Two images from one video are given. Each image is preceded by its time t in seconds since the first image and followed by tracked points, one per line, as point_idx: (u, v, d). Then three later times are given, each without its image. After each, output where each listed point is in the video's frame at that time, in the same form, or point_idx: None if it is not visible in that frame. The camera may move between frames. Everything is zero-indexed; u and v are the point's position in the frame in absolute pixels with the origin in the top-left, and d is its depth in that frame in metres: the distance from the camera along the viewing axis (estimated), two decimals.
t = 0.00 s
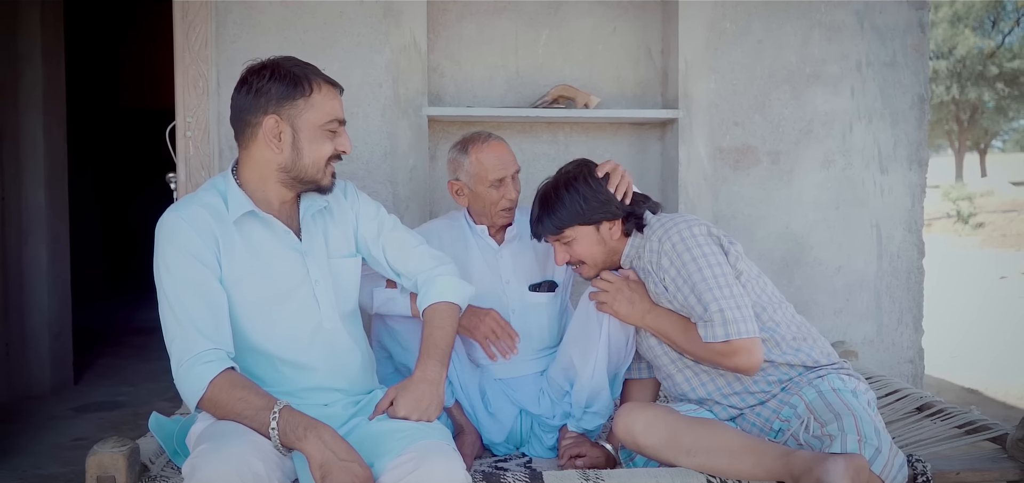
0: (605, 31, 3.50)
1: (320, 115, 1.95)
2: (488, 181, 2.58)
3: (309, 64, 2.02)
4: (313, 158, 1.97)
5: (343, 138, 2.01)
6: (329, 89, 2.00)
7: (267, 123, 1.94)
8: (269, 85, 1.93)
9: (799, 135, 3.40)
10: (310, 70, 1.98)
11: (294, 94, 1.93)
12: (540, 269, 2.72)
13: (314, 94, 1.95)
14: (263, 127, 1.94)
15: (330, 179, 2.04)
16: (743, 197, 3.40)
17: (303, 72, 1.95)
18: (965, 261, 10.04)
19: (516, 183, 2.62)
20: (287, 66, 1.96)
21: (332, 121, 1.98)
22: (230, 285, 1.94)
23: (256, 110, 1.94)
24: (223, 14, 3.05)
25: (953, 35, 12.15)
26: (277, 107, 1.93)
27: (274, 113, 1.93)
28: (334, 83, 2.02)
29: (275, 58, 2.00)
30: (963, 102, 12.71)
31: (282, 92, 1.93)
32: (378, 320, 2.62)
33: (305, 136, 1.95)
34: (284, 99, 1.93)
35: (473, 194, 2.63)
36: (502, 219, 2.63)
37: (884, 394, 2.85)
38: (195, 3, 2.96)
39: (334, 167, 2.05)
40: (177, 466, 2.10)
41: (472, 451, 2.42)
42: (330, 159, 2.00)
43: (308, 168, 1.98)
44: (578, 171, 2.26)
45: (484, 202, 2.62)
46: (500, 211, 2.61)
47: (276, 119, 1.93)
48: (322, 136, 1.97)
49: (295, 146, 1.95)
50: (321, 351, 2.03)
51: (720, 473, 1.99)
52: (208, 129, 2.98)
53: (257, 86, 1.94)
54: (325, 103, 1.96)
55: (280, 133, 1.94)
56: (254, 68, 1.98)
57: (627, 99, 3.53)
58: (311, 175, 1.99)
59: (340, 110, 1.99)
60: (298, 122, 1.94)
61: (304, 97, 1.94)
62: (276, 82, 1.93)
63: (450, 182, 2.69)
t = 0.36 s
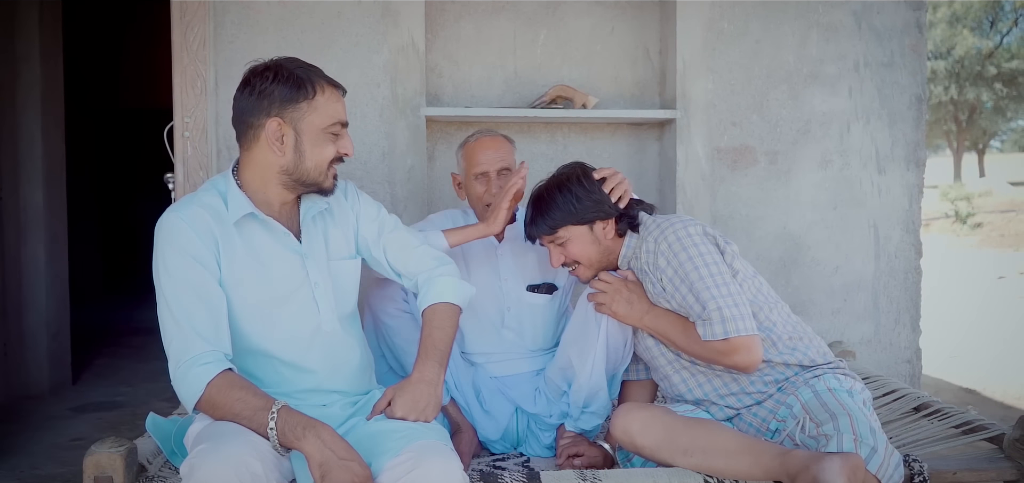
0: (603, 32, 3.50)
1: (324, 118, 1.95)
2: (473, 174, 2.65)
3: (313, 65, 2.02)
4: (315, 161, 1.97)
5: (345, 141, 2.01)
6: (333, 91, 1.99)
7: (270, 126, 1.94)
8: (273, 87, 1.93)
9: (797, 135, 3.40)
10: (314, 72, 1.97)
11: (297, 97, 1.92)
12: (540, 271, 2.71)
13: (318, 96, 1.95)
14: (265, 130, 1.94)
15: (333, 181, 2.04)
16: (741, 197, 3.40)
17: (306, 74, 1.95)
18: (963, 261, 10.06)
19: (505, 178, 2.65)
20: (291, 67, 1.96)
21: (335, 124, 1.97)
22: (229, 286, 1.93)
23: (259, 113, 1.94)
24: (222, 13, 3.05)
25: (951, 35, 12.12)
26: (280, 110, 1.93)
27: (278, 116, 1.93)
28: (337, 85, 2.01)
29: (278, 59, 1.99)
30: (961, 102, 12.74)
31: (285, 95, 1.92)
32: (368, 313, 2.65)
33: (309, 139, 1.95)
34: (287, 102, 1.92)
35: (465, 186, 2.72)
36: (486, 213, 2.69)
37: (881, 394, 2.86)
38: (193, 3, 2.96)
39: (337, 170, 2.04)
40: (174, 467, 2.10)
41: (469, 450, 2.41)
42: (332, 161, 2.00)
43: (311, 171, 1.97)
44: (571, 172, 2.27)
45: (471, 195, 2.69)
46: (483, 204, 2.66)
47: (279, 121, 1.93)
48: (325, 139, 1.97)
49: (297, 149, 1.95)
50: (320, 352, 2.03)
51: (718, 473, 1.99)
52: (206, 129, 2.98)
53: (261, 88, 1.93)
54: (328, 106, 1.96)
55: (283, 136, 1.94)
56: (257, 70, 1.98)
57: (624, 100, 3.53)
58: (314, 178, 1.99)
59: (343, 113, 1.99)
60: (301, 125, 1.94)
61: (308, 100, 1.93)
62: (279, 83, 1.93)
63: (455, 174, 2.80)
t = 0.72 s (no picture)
0: (602, 32, 3.50)
1: (325, 119, 1.95)
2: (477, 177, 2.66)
3: (315, 66, 2.01)
4: (316, 163, 1.96)
5: (346, 142, 2.00)
6: (334, 92, 1.99)
7: (271, 127, 1.93)
8: (274, 88, 1.93)
9: (796, 135, 3.41)
10: (316, 73, 1.97)
11: (299, 98, 1.92)
12: (541, 271, 2.71)
13: (319, 98, 1.94)
14: (267, 131, 1.94)
15: (333, 182, 2.04)
16: (740, 196, 3.40)
17: (307, 75, 1.94)
18: (962, 261, 10.07)
19: (513, 184, 2.65)
20: (292, 68, 1.95)
21: (336, 125, 1.97)
22: (228, 286, 1.93)
23: (260, 113, 1.93)
24: (220, 13, 3.05)
25: (949, 35, 12.14)
26: (281, 111, 1.92)
27: (279, 117, 1.92)
28: (339, 86, 2.00)
29: (280, 59, 1.99)
30: (960, 102, 12.77)
31: (287, 96, 1.92)
32: (365, 313, 2.66)
33: (310, 141, 1.95)
34: (289, 103, 1.92)
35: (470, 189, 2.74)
36: (489, 216, 2.71)
37: (880, 393, 2.86)
38: (191, 2, 2.96)
39: (337, 171, 2.04)
40: (173, 466, 2.10)
41: (468, 448, 2.42)
42: (333, 162, 1.99)
43: (311, 172, 1.97)
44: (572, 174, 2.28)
45: (475, 197, 2.71)
46: (486, 207, 2.69)
47: (280, 122, 1.93)
48: (326, 140, 1.96)
49: (298, 150, 1.95)
50: (319, 353, 2.03)
51: (717, 472, 1.99)
52: (205, 129, 2.98)
53: (262, 88, 1.93)
54: (329, 107, 1.95)
55: (284, 137, 1.94)
56: (259, 69, 1.97)
57: (623, 99, 3.53)
58: (314, 179, 1.98)
59: (344, 114, 1.98)
60: (302, 127, 1.94)
61: (310, 101, 1.93)
62: (281, 84, 1.92)
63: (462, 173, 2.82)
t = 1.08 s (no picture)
0: (601, 32, 3.51)
1: (325, 121, 1.95)
2: (487, 182, 2.63)
3: (315, 67, 2.01)
4: (316, 164, 1.97)
5: (346, 143, 2.00)
6: (335, 93, 1.99)
7: (272, 128, 1.93)
8: (275, 89, 1.93)
9: (794, 135, 3.41)
10: (316, 74, 1.97)
11: (300, 100, 1.92)
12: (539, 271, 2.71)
13: (319, 99, 1.94)
14: (267, 132, 1.94)
15: (332, 183, 2.04)
16: (739, 196, 3.41)
17: (308, 76, 1.95)
18: (960, 261, 10.08)
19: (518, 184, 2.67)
20: (293, 69, 1.96)
21: (336, 127, 1.97)
22: (228, 286, 1.94)
23: (261, 115, 1.94)
24: (220, 13, 3.05)
25: (949, 35, 12.16)
26: (282, 113, 1.92)
27: (279, 118, 1.93)
28: (339, 87, 2.00)
29: (280, 60, 1.99)
30: (959, 102, 12.79)
31: (288, 97, 1.92)
32: (368, 311, 2.66)
33: (310, 142, 1.95)
34: (289, 104, 1.92)
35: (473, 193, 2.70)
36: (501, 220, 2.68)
37: (878, 392, 2.87)
38: (191, 3, 2.97)
39: (337, 172, 2.04)
40: (173, 465, 2.10)
41: (467, 448, 2.42)
42: (332, 164, 2.00)
43: (312, 173, 1.97)
44: (571, 172, 2.27)
45: (484, 202, 2.68)
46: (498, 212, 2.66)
47: (280, 124, 1.93)
48: (326, 142, 1.96)
49: (299, 152, 1.95)
50: (318, 352, 2.04)
51: (715, 472, 2.00)
52: (204, 128, 2.99)
53: (263, 90, 1.93)
54: (329, 108, 1.96)
55: (284, 138, 1.94)
56: (260, 70, 1.97)
57: (622, 99, 3.53)
58: (314, 180, 1.99)
59: (345, 116, 1.99)
60: (302, 129, 1.94)
61: (310, 103, 1.93)
62: (282, 86, 1.92)
63: (456, 180, 2.77)
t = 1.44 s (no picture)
0: (599, 32, 3.51)
1: (324, 122, 1.95)
2: (482, 184, 2.63)
3: (314, 67, 2.01)
4: (314, 165, 1.97)
5: (345, 144, 2.00)
6: (334, 94, 1.99)
7: (270, 129, 1.93)
8: (273, 90, 1.93)
9: (792, 134, 3.42)
10: (315, 75, 1.96)
11: (298, 101, 1.92)
12: (536, 271, 2.72)
13: (319, 100, 1.94)
14: (265, 132, 1.94)
15: (330, 184, 2.04)
16: (737, 195, 3.42)
17: (307, 77, 1.94)
18: (958, 261, 10.09)
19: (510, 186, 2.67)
20: (292, 70, 1.96)
21: (335, 128, 1.97)
22: (226, 286, 1.94)
23: (259, 115, 1.94)
24: (217, 13, 3.05)
25: (947, 35, 12.07)
26: (280, 114, 1.92)
27: (277, 119, 1.92)
28: (338, 88, 2.00)
29: (279, 60, 1.99)
30: (957, 102, 12.83)
31: (286, 98, 1.92)
32: (368, 312, 2.67)
33: (309, 143, 1.95)
34: (288, 105, 1.92)
35: (468, 196, 2.69)
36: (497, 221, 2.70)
37: (875, 392, 2.87)
38: (189, 2, 2.97)
39: (335, 172, 2.04)
40: (170, 465, 2.10)
41: (465, 448, 2.42)
42: (331, 164, 2.00)
43: (310, 174, 1.98)
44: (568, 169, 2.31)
45: (480, 205, 2.68)
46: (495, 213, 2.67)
47: (278, 124, 1.93)
48: (325, 143, 1.97)
49: (297, 152, 1.95)
50: (317, 352, 2.04)
51: (712, 471, 2.00)
52: (202, 128, 2.99)
53: (261, 90, 1.93)
54: (329, 109, 1.95)
55: (283, 139, 1.94)
56: (260, 71, 1.97)
57: (620, 99, 3.54)
58: (312, 181, 1.99)
59: (344, 117, 1.99)
60: (301, 129, 1.94)
61: (308, 104, 1.93)
62: (280, 86, 1.92)
63: (447, 185, 2.74)
